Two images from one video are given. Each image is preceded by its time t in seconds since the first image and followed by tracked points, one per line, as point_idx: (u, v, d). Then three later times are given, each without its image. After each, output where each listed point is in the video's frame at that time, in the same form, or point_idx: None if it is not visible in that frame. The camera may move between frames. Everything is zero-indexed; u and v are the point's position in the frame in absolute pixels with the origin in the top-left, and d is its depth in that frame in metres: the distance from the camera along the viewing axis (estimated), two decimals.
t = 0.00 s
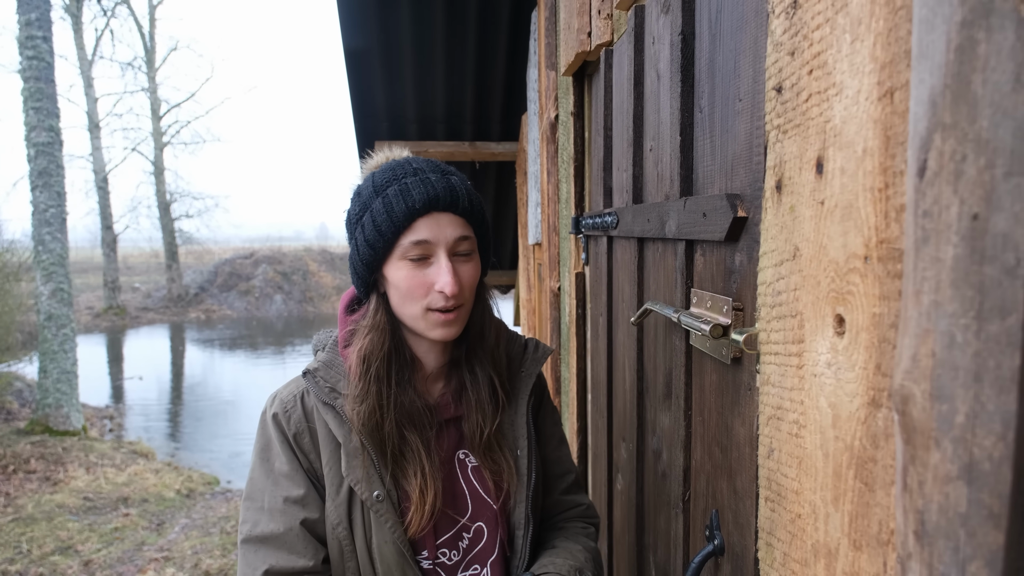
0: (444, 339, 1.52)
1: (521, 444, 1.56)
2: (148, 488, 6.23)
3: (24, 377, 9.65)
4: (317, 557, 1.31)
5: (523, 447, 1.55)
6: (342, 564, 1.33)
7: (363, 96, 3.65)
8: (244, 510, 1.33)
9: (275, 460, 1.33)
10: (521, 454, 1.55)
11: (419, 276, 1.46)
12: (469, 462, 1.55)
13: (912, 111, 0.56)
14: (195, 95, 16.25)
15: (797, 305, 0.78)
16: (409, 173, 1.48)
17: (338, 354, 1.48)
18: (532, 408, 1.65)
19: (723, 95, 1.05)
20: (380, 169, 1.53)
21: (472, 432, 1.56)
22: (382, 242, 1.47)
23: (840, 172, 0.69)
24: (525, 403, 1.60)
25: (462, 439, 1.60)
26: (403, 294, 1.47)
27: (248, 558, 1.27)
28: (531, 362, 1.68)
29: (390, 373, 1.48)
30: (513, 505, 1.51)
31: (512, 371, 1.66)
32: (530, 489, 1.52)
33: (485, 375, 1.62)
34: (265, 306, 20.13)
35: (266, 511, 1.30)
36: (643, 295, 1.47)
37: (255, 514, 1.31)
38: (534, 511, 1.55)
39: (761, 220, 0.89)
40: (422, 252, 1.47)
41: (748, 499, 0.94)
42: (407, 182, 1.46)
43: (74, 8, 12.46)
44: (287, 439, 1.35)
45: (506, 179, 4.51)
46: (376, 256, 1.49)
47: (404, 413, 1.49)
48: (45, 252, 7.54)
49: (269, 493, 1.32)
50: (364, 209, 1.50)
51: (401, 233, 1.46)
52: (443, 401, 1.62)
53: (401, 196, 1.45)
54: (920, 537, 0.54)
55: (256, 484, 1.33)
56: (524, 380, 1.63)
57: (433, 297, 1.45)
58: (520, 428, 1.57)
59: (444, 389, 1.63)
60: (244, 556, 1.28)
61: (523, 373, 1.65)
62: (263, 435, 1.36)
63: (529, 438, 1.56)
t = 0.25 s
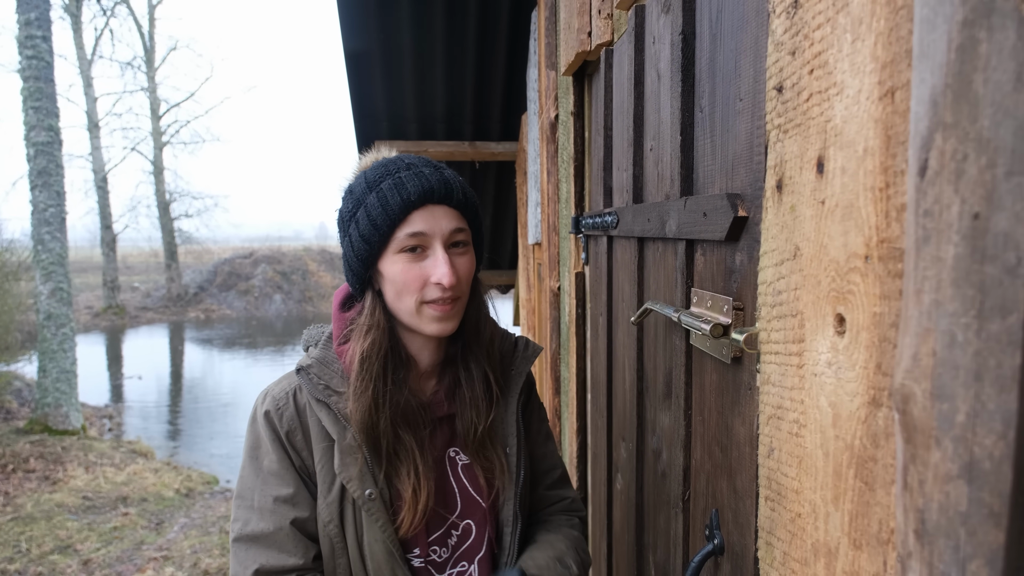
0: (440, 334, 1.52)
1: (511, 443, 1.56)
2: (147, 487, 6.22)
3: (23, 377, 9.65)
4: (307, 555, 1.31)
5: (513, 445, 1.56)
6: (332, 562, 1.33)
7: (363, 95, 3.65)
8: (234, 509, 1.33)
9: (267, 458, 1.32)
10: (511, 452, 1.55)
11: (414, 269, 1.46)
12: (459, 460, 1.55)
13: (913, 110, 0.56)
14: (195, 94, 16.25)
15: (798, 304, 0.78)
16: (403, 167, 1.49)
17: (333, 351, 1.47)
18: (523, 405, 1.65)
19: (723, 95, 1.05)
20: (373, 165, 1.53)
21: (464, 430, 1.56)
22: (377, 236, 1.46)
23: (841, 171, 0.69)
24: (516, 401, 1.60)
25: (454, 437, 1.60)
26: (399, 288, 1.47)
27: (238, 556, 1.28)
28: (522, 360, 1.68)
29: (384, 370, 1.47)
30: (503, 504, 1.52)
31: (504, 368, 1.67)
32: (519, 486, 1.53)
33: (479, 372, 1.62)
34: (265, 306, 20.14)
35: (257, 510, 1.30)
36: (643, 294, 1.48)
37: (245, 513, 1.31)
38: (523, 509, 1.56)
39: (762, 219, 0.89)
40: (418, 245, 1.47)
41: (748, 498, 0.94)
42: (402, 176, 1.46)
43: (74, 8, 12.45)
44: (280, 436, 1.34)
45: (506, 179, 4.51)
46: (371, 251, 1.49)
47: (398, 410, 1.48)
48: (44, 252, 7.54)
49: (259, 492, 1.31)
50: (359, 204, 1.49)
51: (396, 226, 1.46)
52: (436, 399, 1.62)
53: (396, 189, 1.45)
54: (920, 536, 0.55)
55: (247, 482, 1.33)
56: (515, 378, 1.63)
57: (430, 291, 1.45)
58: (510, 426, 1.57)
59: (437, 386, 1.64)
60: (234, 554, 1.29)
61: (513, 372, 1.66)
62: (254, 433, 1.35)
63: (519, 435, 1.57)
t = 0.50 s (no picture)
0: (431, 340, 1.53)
1: (502, 439, 1.56)
2: (147, 486, 6.22)
3: (23, 376, 9.65)
4: (293, 548, 1.32)
5: (502, 442, 1.56)
6: (319, 556, 1.34)
7: (363, 94, 3.65)
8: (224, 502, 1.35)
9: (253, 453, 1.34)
10: (500, 449, 1.55)
11: (413, 276, 1.46)
12: (447, 458, 1.56)
13: (913, 112, 0.56)
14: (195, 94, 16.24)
15: (798, 305, 0.79)
16: (407, 173, 1.49)
17: (316, 349, 1.48)
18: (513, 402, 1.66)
19: (724, 95, 1.05)
20: (376, 166, 1.52)
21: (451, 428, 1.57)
22: (378, 240, 1.46)
23: (842, 172, 0.69)
24: (505, 398, 1.60)
25: (442, 435, 1.60)
26: (395, 293, 1.47)
27: (226, 549, 1.28)
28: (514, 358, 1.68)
29: (375, 370, 1.47)
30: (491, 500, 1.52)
31: (496, 367, 1.67)
32: (507, 483, 1.54)
33: (469, 372, 1.63)
34: (265, 305, 20.14)
35: (245, 503, 1.32)
36: (644, 294, 1.48)
37: (234, 506, 1.32)
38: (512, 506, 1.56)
39: (762, 219, 0.90)
40: (417, 253, 1.47)
41: (748, 498, 0.95)
42: (406, 181, 1.46)
43: (74, 7, 12.45)
44: (266, 432, 1.35)
45: (506, 179, 4.51)
46: (369, 254, 1.48)
47: (386, 409, 1.49)
48: (45, 251, 7.55)
49: (247, 486, 1.33)
50: (360, 205, 1.48)
51: (398, 232, 1.46)
52: (424, 398, 1.63)
53: (401, 195, 1.45)
54: (919, 536, 0.55)
55: (235, 477, 1.34)
56: (506, 377, 1.63)
57: (426, 299, 1.45)
58: (501, 423, 1.57)
59: (425, 385, 1.64)
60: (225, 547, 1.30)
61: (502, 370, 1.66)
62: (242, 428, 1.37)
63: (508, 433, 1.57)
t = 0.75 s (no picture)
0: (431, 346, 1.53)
1: (501, 440, 1.56)
2: (146, 487, 6.21)
3: (23, 375, 9.64)
4: (291, 558, 1.31)
5: (502, 444, 1.56)
6: (319, 563, 1.34)
7: (363, 94, 3.66)
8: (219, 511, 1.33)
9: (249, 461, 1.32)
10: (500, 451, 1.55)
11: (419, 284, 1.46)
12: (446, 459, 1.57)
13: (913, 113, 0.56)
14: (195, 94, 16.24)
15: (797, 305, 0.79)
16: (418, 180, 1.49)
17: (314, 354, 1.46)
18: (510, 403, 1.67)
19: (724, 95, 1.05)
20: (387, 170, 1.52)
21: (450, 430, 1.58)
22: (386, 246, 1.45)
23: (841, 173, 0.69)
24: (502, 399, 1.61)
25: (440, 437, 1.61)
26: (400, 299, 1.47)
27: (223, 559, 1.28)
28: (509, 359, 1.69)
29: (376, 374, 1.46)
30: (493, 503, 1.52)
31: (491, 368, 1.68)
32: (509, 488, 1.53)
33: (466, 376, 1.64)
34: (265, 305, 20.13)
35: (240, 513, 1.31)
36: (643, 295, 1.48)
37: (229, 515, 1.31)
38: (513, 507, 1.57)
39: (761, 220, 0.90)
40: (425, 261, 1.47)
41: (747, 499, 0.95)
42: (418, 189, 1.46)
43: (74, 7, 12.45)
44: (263, 439, 1.34)
45: (506, 179, 4.52)
46: (376, 258, 1.47)
47: (385, 412, 1.48)
48: (44, 251, 7.55)
49: (242, 495, 1.31)
50: (369, 209, 1.48)
51: (407, 239, 1.45)
52: (421, 400, 1.63)
53: (413, 203, 1.45)
54: (919, 536, 0.55)
55: (230, 485, 1.33)
56: (503, 377, 1.64)
57: (431, 307, 1.45)
58: (499, 425, 1.58)
59: (421, 387, 1.64)
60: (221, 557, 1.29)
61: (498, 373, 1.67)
62: (236, 435, 1.35)
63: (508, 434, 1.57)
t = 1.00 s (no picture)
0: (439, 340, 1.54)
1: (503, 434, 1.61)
2: (145, 486, 6.21)
3: (22, 375, 9.64)
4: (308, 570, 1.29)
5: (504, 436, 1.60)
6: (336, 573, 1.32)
7: (363, 94, 3.66)
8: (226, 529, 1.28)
9: (260, 473, 1.28)
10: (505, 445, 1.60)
11: (428, 278, 1.47)
12: (453, 457, 1.58)
13: (912, 112, 0.56)
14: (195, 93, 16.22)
15: (797, 304, 0.78)
16: (415, 174, 1.49)
17: (324, 358, 1.44)
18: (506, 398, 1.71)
19: (724, 95, 1.05)
20: (380, 168, 1.51)
21: (457, 425, 1.60)
22: (394, 243, 1.44)
23: (841, 172, 0.69)
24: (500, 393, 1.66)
25: (445, 434, 1.62)
26: (410, 294, 1.47)
27: None
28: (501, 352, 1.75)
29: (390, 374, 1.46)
30: (500, 497, 1.55)
31: (487, 362, 1.72)
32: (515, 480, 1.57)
33: (468, 369, 1.67)
34: (264, 305, 20.13)
35: (252, 528, 1.26)
36: (643, 294, 1.47)
37: (239, 532, 1.27)
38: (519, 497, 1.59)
39: (761, 220, 0.89)
40: (432, 254, 1.48)
41: (746, 498, 0.94)
42: (418, 183, 1.47)
43: (74, 6, 12.44)
44: (273, 449, 1.31)
45: (506, 179, 4.51)
46: (382, 257, 1.45)
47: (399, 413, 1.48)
48: (43, 250, 7.55)
49: (253, 510, 1.27)
50: (369, 208, 1.46)
51: (414, 234, 1.45)
52: (426, 397, 1.64)
53: (416, 197, 1.45)
54: (917, 535, 0.55)
55: (239, 501, 1.28)
56: (500, 373, 1.70)
57: (442, 299, 1.46)
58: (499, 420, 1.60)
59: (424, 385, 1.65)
60: None
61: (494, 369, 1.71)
62: (241, 449, 1.30)
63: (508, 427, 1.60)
